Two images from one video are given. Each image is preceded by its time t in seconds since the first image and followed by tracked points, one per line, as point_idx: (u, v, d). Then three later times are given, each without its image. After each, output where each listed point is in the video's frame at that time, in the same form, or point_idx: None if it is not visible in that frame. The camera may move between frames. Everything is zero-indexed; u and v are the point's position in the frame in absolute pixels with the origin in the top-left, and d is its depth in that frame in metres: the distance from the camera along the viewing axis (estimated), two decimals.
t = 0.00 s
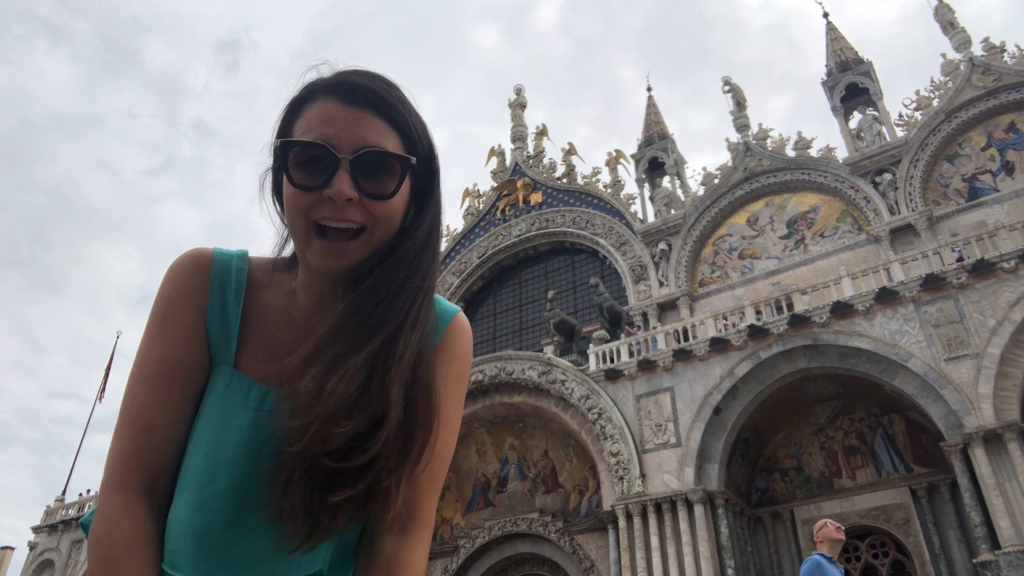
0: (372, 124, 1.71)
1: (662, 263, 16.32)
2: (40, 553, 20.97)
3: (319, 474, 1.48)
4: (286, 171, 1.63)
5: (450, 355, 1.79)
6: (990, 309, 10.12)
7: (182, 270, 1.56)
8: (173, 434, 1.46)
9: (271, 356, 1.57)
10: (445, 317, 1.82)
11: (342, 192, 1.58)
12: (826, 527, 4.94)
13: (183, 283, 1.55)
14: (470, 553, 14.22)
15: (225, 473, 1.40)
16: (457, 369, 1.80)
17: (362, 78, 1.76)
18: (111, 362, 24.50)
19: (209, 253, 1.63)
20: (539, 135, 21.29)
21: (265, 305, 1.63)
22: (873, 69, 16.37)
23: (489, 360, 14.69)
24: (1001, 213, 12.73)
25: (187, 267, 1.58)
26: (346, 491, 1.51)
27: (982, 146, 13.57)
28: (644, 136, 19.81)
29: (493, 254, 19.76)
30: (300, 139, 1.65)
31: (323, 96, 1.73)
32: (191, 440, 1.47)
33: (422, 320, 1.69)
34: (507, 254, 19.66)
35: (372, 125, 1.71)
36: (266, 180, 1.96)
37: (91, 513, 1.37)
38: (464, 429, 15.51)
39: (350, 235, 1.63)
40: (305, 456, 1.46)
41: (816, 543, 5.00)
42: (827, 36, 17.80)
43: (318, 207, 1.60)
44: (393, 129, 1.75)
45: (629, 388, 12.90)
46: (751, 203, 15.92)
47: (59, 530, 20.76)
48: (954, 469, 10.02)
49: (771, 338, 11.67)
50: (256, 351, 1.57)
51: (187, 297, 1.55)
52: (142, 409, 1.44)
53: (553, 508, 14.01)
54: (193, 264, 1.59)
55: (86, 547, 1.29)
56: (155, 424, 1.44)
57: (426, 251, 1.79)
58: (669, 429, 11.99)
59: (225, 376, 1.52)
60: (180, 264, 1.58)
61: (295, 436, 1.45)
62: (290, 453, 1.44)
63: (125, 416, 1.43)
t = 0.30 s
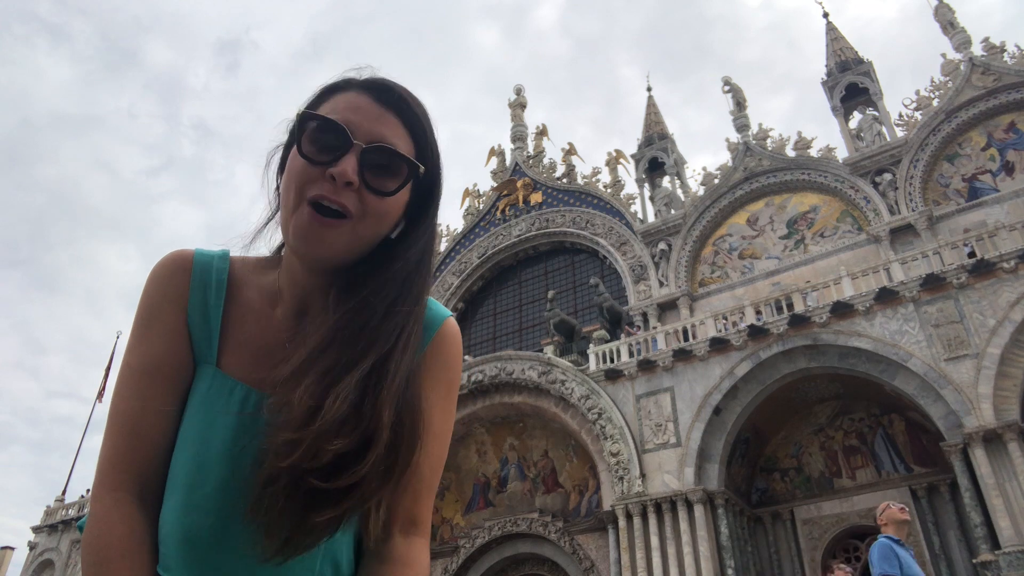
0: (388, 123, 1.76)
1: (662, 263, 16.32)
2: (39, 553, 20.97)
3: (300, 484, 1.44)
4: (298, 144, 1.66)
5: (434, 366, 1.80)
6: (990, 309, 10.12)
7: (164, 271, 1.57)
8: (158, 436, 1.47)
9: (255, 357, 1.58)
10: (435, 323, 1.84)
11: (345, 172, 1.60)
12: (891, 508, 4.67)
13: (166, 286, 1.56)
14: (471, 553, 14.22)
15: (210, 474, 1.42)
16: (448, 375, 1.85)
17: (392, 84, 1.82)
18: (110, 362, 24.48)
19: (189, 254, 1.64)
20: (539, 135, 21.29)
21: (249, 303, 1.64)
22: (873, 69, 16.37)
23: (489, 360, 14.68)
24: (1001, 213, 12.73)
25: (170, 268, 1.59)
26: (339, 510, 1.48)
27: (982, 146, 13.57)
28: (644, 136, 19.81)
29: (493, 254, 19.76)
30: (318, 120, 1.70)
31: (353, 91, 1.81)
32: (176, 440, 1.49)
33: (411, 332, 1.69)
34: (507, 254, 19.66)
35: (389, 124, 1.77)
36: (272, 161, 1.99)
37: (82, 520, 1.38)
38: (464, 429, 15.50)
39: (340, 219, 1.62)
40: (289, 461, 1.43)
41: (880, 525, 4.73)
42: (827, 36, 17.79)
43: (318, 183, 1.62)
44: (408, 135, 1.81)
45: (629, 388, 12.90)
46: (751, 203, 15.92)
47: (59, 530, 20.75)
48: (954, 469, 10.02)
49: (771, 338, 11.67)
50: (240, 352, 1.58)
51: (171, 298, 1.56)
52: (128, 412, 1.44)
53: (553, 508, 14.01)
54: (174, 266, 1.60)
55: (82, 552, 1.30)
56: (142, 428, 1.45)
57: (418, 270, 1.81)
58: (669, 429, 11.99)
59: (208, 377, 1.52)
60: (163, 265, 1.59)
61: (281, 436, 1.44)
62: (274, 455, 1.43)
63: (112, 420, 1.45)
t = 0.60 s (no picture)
0: (389, 129, 1.77)
1: (662, 263, 16.32)
2: (40, 553, 20.99)
3: (278, 489, 1.45)
4: (296, 144, 1.68)
5: (430, 368, 1.81)
6: (990, 309, 10.12)
7: (160, 273, 1.58)
8: (152, 435, 1.48)
9: (250, 357, 1.59)
10: (431, 323, 1.86)
11: (339, 174, 1.61)
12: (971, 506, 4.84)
13: (158, 287, 1.56)
14: (471, 553, 14.22)
15: (203, 471, 1.43)
16: (447, 378, 1.85)
17: (398, 90, 1.83)
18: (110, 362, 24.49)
19: (184, 254, 1.64)
20: (539, 135, 21.28)
21: (243, 302, 1.65)
22: (873, 69, 16.37)
23: (489, 360, 14.69)
24: (1001, 213, 12.73)
25: (164, 269, 1.60)
26: (320, 513, 1.49)
27: (982, 146, 13.58)
28: (644, 136, 19.81)
29: (493, 254, 19.76)
30: (317, 122, 1.71)
31: (359, 94, 1.81)
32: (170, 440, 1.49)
33: (405, 335, 1.70)
34: (507, 254, 19.67)
35: (390, 131, 1.78)
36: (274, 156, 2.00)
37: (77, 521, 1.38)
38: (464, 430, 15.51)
39: (331, 219, 1.62)
40: (275, 464, 1.43)
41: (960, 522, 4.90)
42: (827, 36, 17.79)
43: (312, 184, 1.63)
44: (408, 142, 1.82)
45: (629, 388, 12.90)
46: (750, 203, 15.92)
47: (59, 530, 20.77)
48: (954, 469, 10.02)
49: (771, 338, 11.68)
50: (234, 351, 1.58)
51: (165, 299, 1.56)
52: (122, 412, 1.45)
53: (553, 508, 14.02)
54: (169, 267, 1.60)
55: (78, 551, 1.30)
56: (137, 426, 1.45)
57: (413, 274, 1.83)
58: (669, 429, 12.00)
59: (202, 377, 1.53)
60: (155, 266, 1.59)
61: (272, 436, 1.45)
62: (261, 457, 1.43)
63: (107, 420, 1.45)
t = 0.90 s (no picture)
0: (385, 135, 1.77)
1: (662, 263, 16.32)
2: (40, 553, 21.00)
3: (277, 494, 1.44)
4: (292, 150, 1.68)
5: (428, 370, 1.81)
6: (990, 309, 10.12)
7: (156, 273, 1.58)
8: (151, 435, 1.48)
9: (249, 357, 1.59)
10: (430, 325, 1.86)
11: (334, 184, 1.61)
12: None
13: (155, 287, 1.56)
14: (471, 553, 14.22)
15: (203, 471, 1.43)
16: (444, 378, 1.86)
17: (396, 94, 1.82)
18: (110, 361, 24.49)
19: (181, 255, 1.64)
20: (539, 135, 21.29)
21: (241, 302, 1.65)
22: (873, 69, 16.36)
23: (489, 360, 14.68)
24: (1001, 213, 12.73)
25: (162, 269, 1.60)
26: (322, 516, 1.51)
27: (982, 146, 13.58)
28: (644, 136, 19.81)
29: (493, 254, 19.76)
30: (313, 127, 1.71)
31: (357, 96, 1.81)
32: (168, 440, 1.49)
33: (404, 339, 1.71)
34: (507, 254, 19.67)
35: (387, 136, 1.78)
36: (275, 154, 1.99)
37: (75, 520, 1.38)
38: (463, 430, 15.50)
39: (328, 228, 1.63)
40: (274, 470, 1.43)
41: None
42: (827, 36, 17.79)
43: (308, 192, 1.64)
44: (406, 147, 1.82)
45: (629, 388, 12.89)
46: (751, 203, 15.92)
47: (59, 530, 20.77)
48: (954, 469, 10.02)
49: (771, 338, 11.67)
50: (233, 352, 1.58)
51: (162, 299, 1.56)
52: (120, 412, 1.45)
53: (553, 508, 14.02)
54: (165, 267, 1.60)
55: (77, 550, 1.30)
56: (136, 425, 1.45)
57: (410, 277, 1.84)
58: (669, 429, 12.00)
59: (201, 377, 1.52)
60: (153, 267, 1.59)
61: (271, 442, 1.45)
62: (261, 461, 1.43)
63: (106, 419, 1.45)
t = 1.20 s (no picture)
0: (380, 136, 1.77)
1: (662, 263, 16.32)
2: (40, 553, 20.99)
3: (274, 494, 1.44)
4: (287, 152, 1.67)
5: (424, 369, 1.80)
6: (990, 309, 10.12)
7: (154, 274, 1.57)
8: (151, 434, 1.47)
9: (247, 358, 1.59)
10: (427, 325, 1.86)
11: (328, 186, 1.61)
12: None
13: (152, 290, 1.55)
14: (470, 553, 14.22)
15: (203, 471, 1.43)
16: (440, 379, 1.86)
17: (392, 95, 1.82)
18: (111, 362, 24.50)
19: (178, 257, 1.64)
20: (539, 135, 21.29)
21: (238, 303, 1.65)
22: (873, 69, 16.37)
23: (489, 360, 14.68)
24: (1001, 213, 12.72)
25: (159, 271, 1.59)
26: (320, 517, 1.50)
27: (982, 146, 13.58)
28: (644, 136, 19.81)
29: (493, 254, 19.76)
30: (308, 130, 1.70)
31: (352, 97, 1.81)
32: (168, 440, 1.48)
33: (401, 340, 1.71)
34: (507, 254, 19.66)
35: (382, 137, 1.77)
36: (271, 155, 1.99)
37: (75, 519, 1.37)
38: (463, 430, 15.50)
39: (323, 231, 1.63)
40: (273, 472, 1.43)
41: None
42: (827, 36, 17.80)
43: (303, 195, 1.63)
44: (402, 147, 1.82)
45: (629, 388, 12.89)
46: (751, 203, 15.92)
47: (59, 530, 20.77)
48: (954, 469, 10.01)
49: (771, 338, 11.67)
50: (231, 352, 1.58)
51: (159, 299, 1.56)
52: (119, 412, 1.44)
53: (553, 508, 14.01)
54: (163, 268, 1.60)
55: (76, 551, 1.29)
56: (135, 425, 1.45)
57: (406, 277, 1.82)
58: (669, 429, 11.99)
59: (199, 377, 1.52)
60: (150, 269, 1.59)
61: (269, 444, 1.44)
62: (260, 462, 1.43)
63: (105, 418, 1.44)
